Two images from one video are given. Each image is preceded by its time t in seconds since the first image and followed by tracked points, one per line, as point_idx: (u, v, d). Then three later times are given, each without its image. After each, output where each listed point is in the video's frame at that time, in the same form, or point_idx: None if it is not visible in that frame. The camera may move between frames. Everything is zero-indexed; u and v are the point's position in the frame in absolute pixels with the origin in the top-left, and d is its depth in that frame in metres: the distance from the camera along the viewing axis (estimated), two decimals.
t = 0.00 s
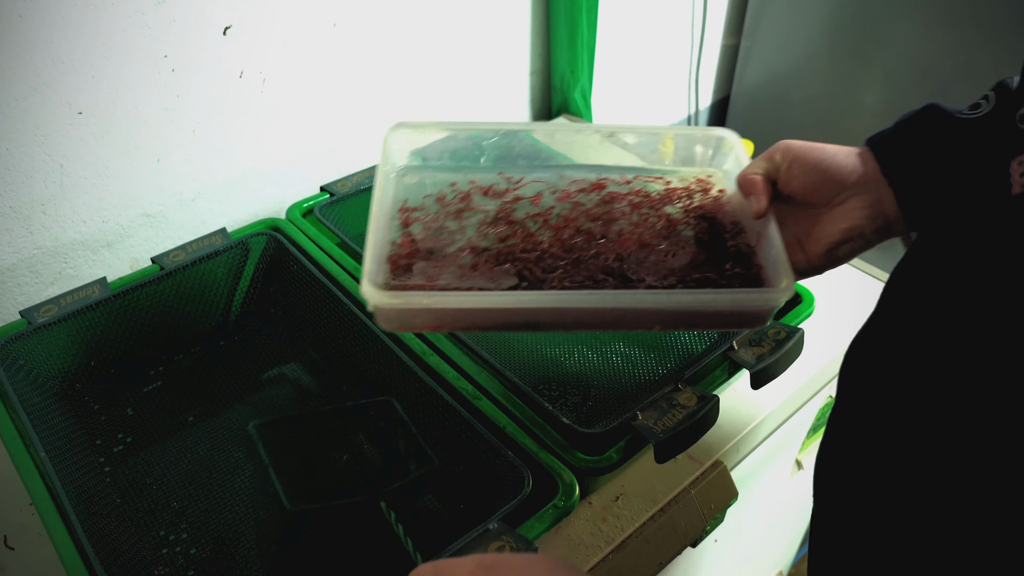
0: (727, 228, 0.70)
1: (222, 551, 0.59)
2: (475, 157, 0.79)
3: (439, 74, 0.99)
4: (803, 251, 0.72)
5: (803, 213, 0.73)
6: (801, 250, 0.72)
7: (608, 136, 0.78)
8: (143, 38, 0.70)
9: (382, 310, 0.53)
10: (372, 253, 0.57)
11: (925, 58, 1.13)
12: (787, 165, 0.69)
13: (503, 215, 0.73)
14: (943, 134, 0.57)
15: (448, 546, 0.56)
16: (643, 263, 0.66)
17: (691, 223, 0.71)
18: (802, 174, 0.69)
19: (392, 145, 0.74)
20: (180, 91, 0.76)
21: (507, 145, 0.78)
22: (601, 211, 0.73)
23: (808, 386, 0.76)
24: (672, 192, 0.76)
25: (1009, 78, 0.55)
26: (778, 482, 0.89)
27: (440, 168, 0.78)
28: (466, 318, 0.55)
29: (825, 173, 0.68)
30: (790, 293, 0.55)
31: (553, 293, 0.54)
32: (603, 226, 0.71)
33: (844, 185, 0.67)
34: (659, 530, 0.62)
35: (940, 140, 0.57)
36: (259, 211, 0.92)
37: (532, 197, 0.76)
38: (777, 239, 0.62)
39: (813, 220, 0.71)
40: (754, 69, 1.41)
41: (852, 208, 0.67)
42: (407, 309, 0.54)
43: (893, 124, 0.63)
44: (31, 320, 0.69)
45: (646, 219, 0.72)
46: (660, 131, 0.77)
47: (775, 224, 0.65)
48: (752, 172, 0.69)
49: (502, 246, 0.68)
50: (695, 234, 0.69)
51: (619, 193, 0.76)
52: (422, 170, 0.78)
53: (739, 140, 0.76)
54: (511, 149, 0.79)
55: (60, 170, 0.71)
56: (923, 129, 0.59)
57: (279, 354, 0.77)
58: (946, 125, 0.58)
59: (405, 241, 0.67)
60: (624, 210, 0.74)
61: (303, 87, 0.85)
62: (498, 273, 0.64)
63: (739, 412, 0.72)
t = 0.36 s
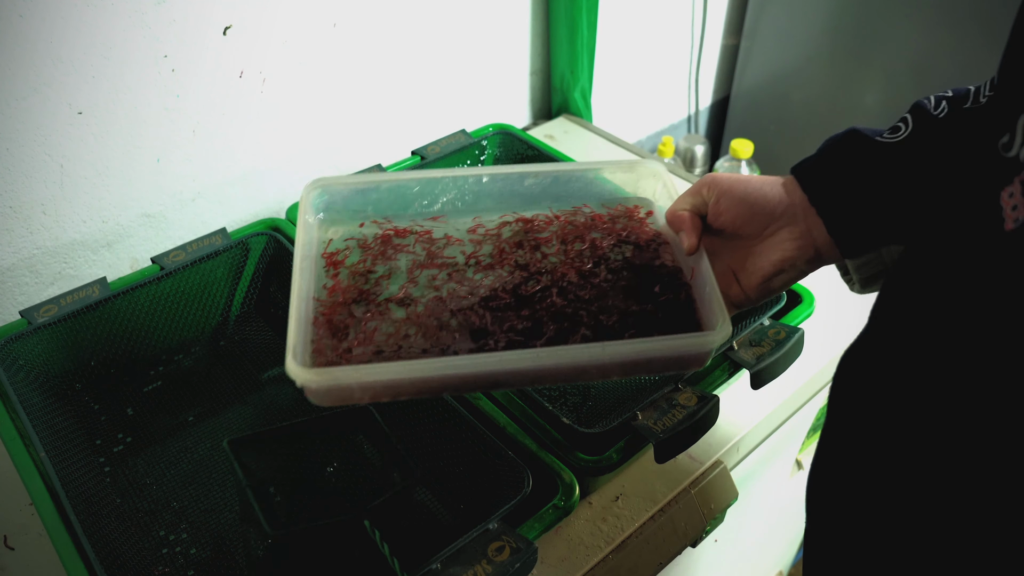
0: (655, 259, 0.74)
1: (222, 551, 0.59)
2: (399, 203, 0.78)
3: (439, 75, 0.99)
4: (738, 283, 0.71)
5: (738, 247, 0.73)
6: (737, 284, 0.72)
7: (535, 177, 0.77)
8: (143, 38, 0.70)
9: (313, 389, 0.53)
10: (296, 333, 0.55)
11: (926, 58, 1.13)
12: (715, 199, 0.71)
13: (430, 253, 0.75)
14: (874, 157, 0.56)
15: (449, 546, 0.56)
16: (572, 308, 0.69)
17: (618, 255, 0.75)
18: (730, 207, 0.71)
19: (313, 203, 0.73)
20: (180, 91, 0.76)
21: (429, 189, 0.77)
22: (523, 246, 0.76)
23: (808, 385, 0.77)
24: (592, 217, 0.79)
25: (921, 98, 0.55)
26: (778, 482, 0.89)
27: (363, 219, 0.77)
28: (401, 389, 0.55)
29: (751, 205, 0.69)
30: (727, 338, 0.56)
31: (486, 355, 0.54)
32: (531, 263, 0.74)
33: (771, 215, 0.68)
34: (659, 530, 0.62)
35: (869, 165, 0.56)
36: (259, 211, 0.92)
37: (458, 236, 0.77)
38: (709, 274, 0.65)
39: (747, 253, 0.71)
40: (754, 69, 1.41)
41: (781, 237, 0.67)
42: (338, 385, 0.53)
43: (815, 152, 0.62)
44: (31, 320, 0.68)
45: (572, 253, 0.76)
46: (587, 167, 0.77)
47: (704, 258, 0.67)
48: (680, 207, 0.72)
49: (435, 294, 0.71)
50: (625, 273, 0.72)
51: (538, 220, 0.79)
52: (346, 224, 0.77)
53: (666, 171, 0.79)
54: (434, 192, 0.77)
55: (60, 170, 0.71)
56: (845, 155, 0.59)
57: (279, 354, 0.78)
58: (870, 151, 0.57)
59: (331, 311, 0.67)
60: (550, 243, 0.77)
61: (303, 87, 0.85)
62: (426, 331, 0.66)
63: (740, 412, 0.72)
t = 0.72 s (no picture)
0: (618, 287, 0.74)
1: (222, 551, 0.59)
2: (379, 221, 0.77)
3: (439, 74, 0.99)
4: (720, 294, 0.73)
5: (717, 256, 0.73)
6: (718, 293, 0.73)
7: (515, 189, 0.76)
8: (143, 38, 0.70)
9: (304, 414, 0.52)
10: (277, 364, 0.54)
11: (926, 58, 1.13)
12: (696, 212, 0.70)
13: (395, 291, 0.73)
14: (863, 163, 0.56)
15: (449, 546, 0.56)
16: (542, 335, 0.68)
17: (586, 280, 0.75)
18: (711, 221, 0.70)
19: (289, 225, 0.72)
20: (180, 91, 0.76)
21: (410, 206, 0.76)
22: (477, 275, 0.75)
23: (807, 386, 0.77)
24: (549, 242, 0.78)
25: (900, 108, 0.56)
26: (778, 482, 0.89)
27: (344, 238, 0.76)
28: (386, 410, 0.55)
29: (732, 219, 0.69)
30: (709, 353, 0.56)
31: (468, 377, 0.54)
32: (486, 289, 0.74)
33: (752, 228, 0.69)
34: (659, 530, 0.62)
35: (857, 172, 0.56)
36: (259, 211, 0.92)
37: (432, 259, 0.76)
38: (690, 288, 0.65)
39: (727, 263, 0.72)
40: (754, 68, 1.41)
41: (763, 250, 0.68)
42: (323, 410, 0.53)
43: (796, 162, 0.61)
44: (31, 320, 0.69)
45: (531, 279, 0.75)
46: (569, 179, 0.76)
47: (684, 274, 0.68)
48: (662, 222, 0.71)
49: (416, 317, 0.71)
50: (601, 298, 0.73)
51: (485, 246, 0.77)
52: (327, 243, 0.76)
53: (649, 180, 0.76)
54: (415, 211, 0.76)
55: (60, 170, 0.71)
56: (825, 165, 0.58)
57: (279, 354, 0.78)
58: (852, 160, 0.57)
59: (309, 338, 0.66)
60: (503, 268, 0.76)
61: (303, 86, 0.85)
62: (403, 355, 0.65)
63: (740, 412, 0.72)
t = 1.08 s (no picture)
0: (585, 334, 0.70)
1: (222, 550, 0.59)
2: (376, 243, 0.75)
3: (439, 74, 0.99)
4: (720, 298, 0.73)
5: (714, 261, 0.74)
6: (717, 297, 0.73)
7: (509, 203, 0.75)
8: (143, 38, 0.70)
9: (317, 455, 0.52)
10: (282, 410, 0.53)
11: (926, 58, 1.13)
12: (693, 219, 0.70)
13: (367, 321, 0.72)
14: (861, 166, 0.56)
15: (449, 546, 0.56)
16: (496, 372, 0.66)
17: (554, 324, 0.72)
18: (707, 229, 0.70)
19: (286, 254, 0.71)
20: (180, 91, 0.75)
21: (405, 227, 0.74)
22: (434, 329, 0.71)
23: (807, 385, 0.77)
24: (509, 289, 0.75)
25: (897, 110, 0.56)
26: (778, 482, 0.89)
27: (342, 261, 0.74)
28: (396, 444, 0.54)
29: (728, 226, 0.69)
30: (708, 368, 0.55)
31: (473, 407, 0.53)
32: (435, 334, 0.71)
33: (749, 234, 0.69)
34: (659, 530, 0.62)
35: (856, 175, 0.56)
36: (259, 211, 0.92)
37: (430, 279, 0.75)
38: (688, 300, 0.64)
39: (725, 269, 0.72)
40: (754, 68, 1.41)
41: (759, 257, 0.68)
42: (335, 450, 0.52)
43: (793, 166, 0.61)
44: (31, 320, 0.69)
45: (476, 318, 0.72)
46: (563, 188, 0.75)
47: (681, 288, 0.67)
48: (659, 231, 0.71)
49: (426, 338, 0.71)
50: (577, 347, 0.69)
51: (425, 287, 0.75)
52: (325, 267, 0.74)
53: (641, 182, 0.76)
54: (410, 231, 0.75)
55: (60, 170, 0.71)
56: (823, 168, 0.58)
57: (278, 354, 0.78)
58: (851, 163, 0.56)
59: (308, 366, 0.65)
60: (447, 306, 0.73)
61: (302, 86, 0.85)
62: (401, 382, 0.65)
63: (740, 412, 0.72)
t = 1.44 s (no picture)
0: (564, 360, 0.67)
1: (222, 551, 0.59)
2: (377, 245, 0.74)
3: (439, 74, 0.99)
4: (720, 295, 0.74)
5: (714, 257, 0.74)
6: (717, 293, 0.74)
7: (509, 200, 0.76)
8: (143, 38, 0.70)
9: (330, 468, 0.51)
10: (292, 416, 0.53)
11: (926, 58, 1.13)
12: (692, 217, 0.71)
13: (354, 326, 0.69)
14: (859, 159, 0.56)
15: (449, 546, 0.56)
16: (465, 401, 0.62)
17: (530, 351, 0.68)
18: (706, 227, 0.71)
19: (288, 260, 0.70)
20: (180, 91, 0.75)
21: (405, 228, 0.74)
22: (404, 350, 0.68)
23: (807, 386, 0.77)
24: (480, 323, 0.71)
25: (898, 105, 0.55)
26: (778, 481, 0.89)
27: (345, 264, 0.74)
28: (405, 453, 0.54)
29: (728, 222, 0.70)
30: (710, 366, 0.56)
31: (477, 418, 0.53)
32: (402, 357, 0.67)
33: (748, 231, 0.70)
34: (659, 530, 0.62)
35: (854, 169, 0.56)
36: (259, 211, 0.92)
37: (432, 279, 0.74)
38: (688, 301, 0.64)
39: (724, 264, 0.73)
40: (754, 68, 1.41)
41: (759, 253, 0.69)
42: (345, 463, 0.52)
43: (792, 160, 0.62)
44: (31, 320, 0.69)
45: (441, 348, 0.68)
46: (562, 182, 0.75)
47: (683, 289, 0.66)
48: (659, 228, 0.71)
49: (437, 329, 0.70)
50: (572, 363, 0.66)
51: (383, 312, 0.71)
52: (329, 271, 0.73)
53: (639, 175, 0.76)
54: (410, 232, 0.75)
55: (60, 170, 0.71)
56: (819, 161, 0.59)
57: (278, 354, 0.78)
58: (848, 156, 0.57)
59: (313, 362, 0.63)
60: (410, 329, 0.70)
61: (302, 86, 0.85)
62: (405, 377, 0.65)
63: (740, 412, 0.72)
